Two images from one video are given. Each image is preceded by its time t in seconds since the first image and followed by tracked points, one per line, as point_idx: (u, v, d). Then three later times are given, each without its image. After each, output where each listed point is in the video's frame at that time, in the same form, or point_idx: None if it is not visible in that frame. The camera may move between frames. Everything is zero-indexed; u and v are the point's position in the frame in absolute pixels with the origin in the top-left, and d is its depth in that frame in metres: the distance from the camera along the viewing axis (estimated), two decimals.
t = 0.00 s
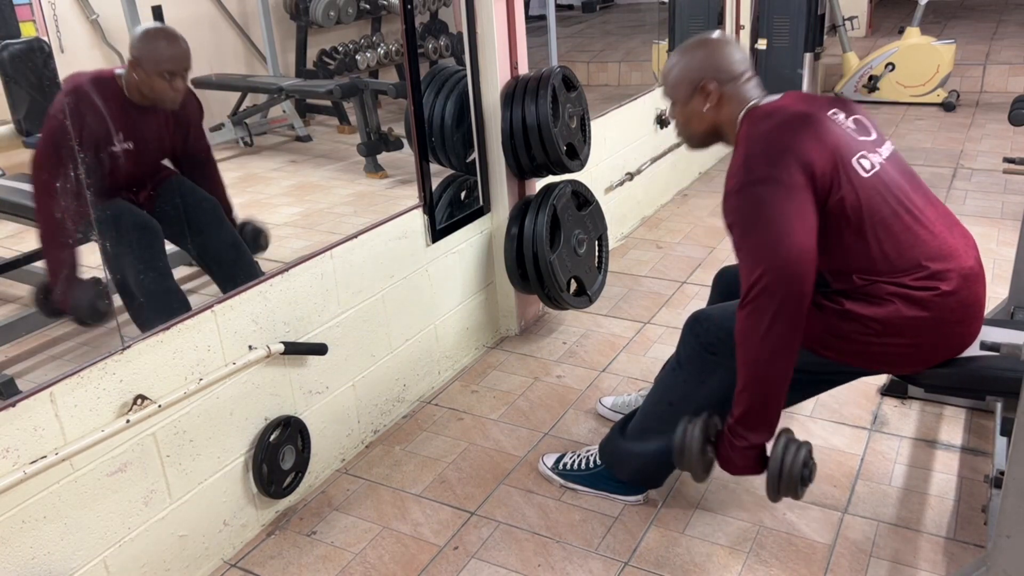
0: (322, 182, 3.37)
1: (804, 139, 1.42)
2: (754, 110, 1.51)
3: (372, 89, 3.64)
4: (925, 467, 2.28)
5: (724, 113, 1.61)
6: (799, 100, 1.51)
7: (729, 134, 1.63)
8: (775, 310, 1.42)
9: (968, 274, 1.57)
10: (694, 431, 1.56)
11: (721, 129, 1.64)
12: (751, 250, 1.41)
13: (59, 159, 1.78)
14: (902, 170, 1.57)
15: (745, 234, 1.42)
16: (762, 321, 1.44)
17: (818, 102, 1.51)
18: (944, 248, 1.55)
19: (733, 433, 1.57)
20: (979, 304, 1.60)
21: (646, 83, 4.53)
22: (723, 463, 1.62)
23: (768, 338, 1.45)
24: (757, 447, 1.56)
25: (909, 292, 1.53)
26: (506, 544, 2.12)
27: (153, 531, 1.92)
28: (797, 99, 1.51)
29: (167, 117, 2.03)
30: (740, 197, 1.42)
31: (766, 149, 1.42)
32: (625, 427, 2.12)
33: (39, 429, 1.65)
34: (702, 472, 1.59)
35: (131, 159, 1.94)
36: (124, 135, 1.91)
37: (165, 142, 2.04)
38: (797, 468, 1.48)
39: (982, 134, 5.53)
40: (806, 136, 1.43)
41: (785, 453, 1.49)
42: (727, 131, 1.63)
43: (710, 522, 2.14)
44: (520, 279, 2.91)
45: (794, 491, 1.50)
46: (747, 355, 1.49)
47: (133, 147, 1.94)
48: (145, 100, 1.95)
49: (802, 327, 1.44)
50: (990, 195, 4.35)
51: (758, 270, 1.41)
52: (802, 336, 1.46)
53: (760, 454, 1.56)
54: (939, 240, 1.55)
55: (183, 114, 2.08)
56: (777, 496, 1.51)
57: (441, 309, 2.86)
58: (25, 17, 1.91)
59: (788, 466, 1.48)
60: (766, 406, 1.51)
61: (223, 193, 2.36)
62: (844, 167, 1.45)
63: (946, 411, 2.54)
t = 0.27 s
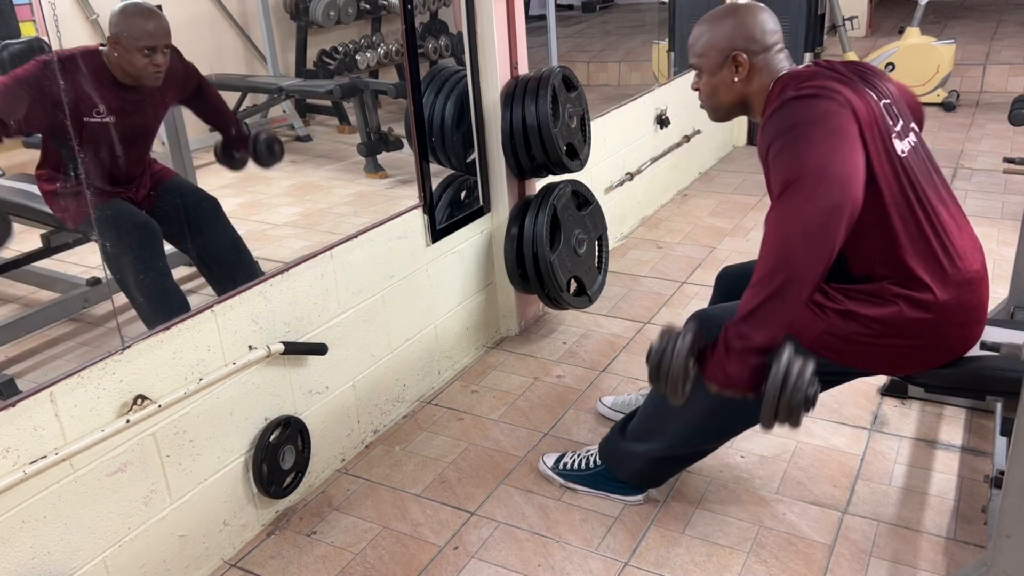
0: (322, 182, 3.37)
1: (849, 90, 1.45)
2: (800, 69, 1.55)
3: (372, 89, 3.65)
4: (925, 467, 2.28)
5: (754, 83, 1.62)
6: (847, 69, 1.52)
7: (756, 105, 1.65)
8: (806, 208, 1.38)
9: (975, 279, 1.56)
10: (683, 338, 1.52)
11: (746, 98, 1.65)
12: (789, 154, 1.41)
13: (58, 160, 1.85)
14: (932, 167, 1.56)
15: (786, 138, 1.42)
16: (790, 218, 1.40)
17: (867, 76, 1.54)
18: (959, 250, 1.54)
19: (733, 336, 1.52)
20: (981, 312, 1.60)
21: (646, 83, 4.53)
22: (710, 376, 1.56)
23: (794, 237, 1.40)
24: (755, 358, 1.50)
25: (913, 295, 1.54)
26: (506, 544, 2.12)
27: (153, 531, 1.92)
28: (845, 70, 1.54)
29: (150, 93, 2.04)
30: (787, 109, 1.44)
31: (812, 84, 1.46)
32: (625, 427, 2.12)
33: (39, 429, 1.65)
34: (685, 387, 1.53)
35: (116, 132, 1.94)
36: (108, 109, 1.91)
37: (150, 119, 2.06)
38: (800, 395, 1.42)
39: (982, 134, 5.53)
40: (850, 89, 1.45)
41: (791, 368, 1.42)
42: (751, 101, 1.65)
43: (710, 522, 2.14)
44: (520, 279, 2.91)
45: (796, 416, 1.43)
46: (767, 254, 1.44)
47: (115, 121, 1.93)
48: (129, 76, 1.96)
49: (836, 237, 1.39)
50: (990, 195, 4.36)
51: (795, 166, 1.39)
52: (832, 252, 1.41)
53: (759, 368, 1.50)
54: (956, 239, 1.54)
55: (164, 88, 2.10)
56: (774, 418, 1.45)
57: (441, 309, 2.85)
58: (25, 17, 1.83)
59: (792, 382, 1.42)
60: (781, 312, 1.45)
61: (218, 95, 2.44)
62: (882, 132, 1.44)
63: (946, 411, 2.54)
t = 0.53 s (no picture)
0: (322, 182, 3.37)
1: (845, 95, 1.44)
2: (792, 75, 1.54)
3: (372, 89, 3.63)
4: (925, 467, 2.28)
5: (745, 92, 1.62)
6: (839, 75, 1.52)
7: (749, 112, 1.65)
8: (806, 223, 1.36)
9: (974, 278, 1.57)
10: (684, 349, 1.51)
11: (738, 107, 1.65)
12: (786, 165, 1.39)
13: (57, 159, 1.85)
14: (927, 167, 1.56)
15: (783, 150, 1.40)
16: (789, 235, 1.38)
17: (859, 79, 1.54)
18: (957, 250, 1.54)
19: (731, 350, 1.49)
20: (982, 311, 1.60)
21: (646, 83, 4.53)
22: (710, 390, 1.53)
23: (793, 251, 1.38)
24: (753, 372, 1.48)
25: (913, 296, 1.54)
26: (506, 544, 2.11)
27: (153, 531, 1.92)
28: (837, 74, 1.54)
29: (153, 99, 2.04)
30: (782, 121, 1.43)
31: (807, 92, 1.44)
32: (625, 427, 2.12)
33: (39, 429, 1.65)
34: (681, 398, 1.52)
35: (117, 136, 1.95)
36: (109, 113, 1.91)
37: (151, 124, 2.06)
38: (798, 413, 1.42)
39: (983, 134, 5.53)
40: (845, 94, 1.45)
41: (789, 384, 1.42)
42: (745, 109, 1.65)
43: (710, 522, 2.14)
44: (520, 279, 2.91)
45: (791, 431, 1.42)
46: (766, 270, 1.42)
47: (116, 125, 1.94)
48: (131, 83, 1.96)
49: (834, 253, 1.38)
50: (990, 195, 4.35)
51: (794, 179, 1.38)
52: (831, 265, 1.40)
53: (755, 382, 1.48)
54: (955, 239, 1.54)
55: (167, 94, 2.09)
56: (768, 436, 1.45)
57: (441, 309, 2.85)
58: (26, 17, 1.81)
59: (789, 398, 1.41)
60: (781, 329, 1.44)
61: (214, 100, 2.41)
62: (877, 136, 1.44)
63: (946, 411, 2.54)
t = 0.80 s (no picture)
0: (322, 182, 3.37)
1: (809, 136, 1.39)
2: (753, 114, 1.47)
3: (372, 89, 3.62)
4: (925, 467, 2.28)
5: (716, 120, 1.57)
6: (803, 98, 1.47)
7: (731, 139, 1.59)
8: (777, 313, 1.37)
9: (968, 276, 1.56)
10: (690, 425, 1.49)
11: (718, 138, 1.60)
12: (754, 245, 1.37)
13: (59, 158, 1.80)
14: (904, 168, 1.55)
15: (750, 230, 1.37)
16: (762, 319, 1.39)
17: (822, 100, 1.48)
18: (946, 249, 1.53)
19: (727, 427, 1.54)
20: (979, 305, 1.60)
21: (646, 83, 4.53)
22: (712, 456, 1.59)
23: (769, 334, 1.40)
24: (749, 446, 1.54)
25: (909, 293, 1.52)
26: (506, 544, 2.11)
27: (153, 531, 1.92)
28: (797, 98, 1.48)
29: (162, 125, 2.05)
30: (744, 195, 1.38)
31: (769, 148, 1.38)
32: (625, 428, 2.12)
33: (40, 428, 1.65)
34: (691, 465, 1.52)
35: (130, 159, 1.95)
36: (121, 135, 1.93)
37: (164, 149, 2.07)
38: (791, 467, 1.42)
39: (983, 134, 5.53)
40: (809, 133, 1.39)
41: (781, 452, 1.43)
42: (726, 137, 1.59)
43: (710, 522, 2.14)
44: (520, 279, 2.91)
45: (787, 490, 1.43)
46: (747, 357, 1.44)
47: (130, 148, 1.96)
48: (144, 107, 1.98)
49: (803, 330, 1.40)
50: (991, 195, 4.35)
51: (763, 266, 1.36)
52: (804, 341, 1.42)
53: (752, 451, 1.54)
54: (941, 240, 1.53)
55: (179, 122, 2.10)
56: (767, 494, 1.46)
57: (441, 309, 2.85)
58: (26, 17, 1.82)
59: (783, 462, 1.42)
60: (766, 408, 1.48)
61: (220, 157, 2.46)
62: (845, 167, 1.43)
63: (946, 411, 2.54)
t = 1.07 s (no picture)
0: (322, 182, 3.37)
1: (776, 173, 1.46)
2: (726, 155, 1.55)
3: (372, 89, 3.62)
4: (925, 467, 2.28)
5: (691, 157, 1.70)
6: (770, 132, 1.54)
7: (712, 171, 1.70)
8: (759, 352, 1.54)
9: (964, 273, 1.56)
10: (711, 442, 1.75)
11: (700, 173, 1.71)
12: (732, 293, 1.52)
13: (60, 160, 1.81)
14: (885, 174, 1.58)
15: (727, 279, 1.52)
16: (747, 357, 1.56)
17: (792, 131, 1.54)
18: (936, 247, 1.53)
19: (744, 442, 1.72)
20: (978, 300, 1.59)
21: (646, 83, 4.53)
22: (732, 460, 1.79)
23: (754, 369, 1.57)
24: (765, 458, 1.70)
25: (905, 291, 1.53)
26: (506, 544, 2.11)
27: (152, 531, 1.92)
28: (767, 130, 1.56)
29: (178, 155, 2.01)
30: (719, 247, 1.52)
31: (735, 198, 1.48)
32: (625, 428, 2.12)
33: (39, 428, 1.65)
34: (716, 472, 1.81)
35: (143, 184, 1.93)
36: (135, 162, 1.90)
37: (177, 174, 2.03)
38: (808, 464, 1.70)
39: (983, 134, 5.53)
40: (777, 170, 1.47)
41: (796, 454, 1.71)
42: (707, 170, 1.70)
43: (710, 522, 2.14)
44: (520, 279, 2.91)
45: (804, 485, 1.72)
46: (743, 387, 1.62)
47: (144, 174, 1.92)
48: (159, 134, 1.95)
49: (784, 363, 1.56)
50: (991, 195, 4.35)
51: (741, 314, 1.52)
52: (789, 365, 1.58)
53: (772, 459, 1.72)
54: (932, 237, 1.54)
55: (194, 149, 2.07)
56: (788, 490, 1.74)
57: (441, 309, 2.85)
58: (26, 17, 1.85)
59: (800, 468, 1.70)
60: (768, 428, 1.66)
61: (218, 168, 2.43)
62: (823, 186, 1.48)
63: (946, 411, 2.54)
